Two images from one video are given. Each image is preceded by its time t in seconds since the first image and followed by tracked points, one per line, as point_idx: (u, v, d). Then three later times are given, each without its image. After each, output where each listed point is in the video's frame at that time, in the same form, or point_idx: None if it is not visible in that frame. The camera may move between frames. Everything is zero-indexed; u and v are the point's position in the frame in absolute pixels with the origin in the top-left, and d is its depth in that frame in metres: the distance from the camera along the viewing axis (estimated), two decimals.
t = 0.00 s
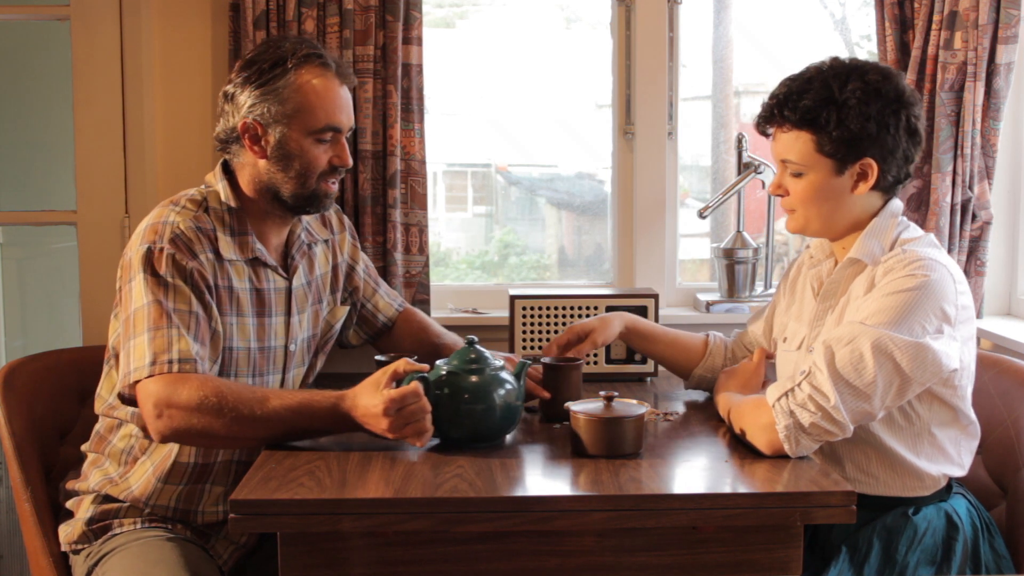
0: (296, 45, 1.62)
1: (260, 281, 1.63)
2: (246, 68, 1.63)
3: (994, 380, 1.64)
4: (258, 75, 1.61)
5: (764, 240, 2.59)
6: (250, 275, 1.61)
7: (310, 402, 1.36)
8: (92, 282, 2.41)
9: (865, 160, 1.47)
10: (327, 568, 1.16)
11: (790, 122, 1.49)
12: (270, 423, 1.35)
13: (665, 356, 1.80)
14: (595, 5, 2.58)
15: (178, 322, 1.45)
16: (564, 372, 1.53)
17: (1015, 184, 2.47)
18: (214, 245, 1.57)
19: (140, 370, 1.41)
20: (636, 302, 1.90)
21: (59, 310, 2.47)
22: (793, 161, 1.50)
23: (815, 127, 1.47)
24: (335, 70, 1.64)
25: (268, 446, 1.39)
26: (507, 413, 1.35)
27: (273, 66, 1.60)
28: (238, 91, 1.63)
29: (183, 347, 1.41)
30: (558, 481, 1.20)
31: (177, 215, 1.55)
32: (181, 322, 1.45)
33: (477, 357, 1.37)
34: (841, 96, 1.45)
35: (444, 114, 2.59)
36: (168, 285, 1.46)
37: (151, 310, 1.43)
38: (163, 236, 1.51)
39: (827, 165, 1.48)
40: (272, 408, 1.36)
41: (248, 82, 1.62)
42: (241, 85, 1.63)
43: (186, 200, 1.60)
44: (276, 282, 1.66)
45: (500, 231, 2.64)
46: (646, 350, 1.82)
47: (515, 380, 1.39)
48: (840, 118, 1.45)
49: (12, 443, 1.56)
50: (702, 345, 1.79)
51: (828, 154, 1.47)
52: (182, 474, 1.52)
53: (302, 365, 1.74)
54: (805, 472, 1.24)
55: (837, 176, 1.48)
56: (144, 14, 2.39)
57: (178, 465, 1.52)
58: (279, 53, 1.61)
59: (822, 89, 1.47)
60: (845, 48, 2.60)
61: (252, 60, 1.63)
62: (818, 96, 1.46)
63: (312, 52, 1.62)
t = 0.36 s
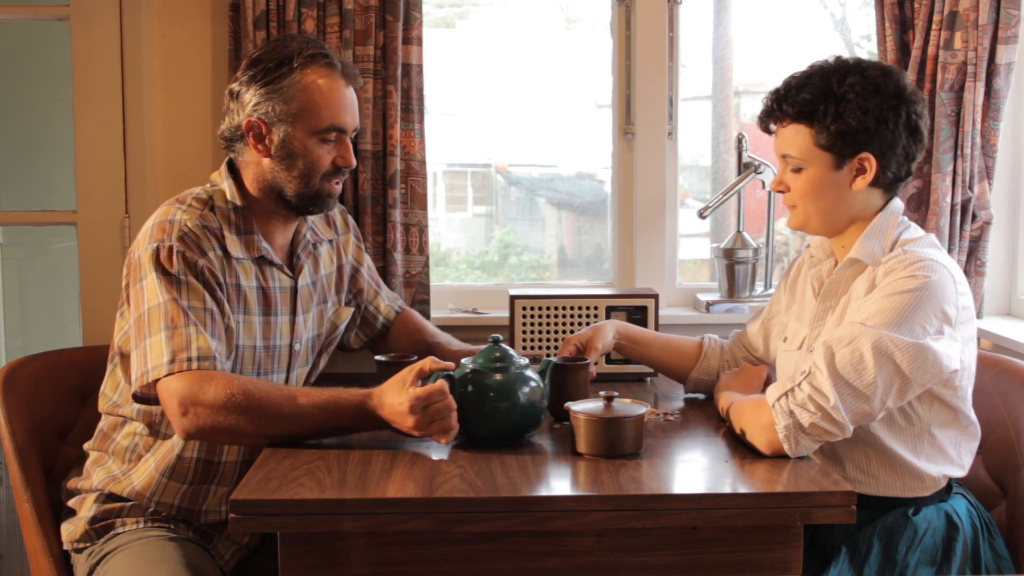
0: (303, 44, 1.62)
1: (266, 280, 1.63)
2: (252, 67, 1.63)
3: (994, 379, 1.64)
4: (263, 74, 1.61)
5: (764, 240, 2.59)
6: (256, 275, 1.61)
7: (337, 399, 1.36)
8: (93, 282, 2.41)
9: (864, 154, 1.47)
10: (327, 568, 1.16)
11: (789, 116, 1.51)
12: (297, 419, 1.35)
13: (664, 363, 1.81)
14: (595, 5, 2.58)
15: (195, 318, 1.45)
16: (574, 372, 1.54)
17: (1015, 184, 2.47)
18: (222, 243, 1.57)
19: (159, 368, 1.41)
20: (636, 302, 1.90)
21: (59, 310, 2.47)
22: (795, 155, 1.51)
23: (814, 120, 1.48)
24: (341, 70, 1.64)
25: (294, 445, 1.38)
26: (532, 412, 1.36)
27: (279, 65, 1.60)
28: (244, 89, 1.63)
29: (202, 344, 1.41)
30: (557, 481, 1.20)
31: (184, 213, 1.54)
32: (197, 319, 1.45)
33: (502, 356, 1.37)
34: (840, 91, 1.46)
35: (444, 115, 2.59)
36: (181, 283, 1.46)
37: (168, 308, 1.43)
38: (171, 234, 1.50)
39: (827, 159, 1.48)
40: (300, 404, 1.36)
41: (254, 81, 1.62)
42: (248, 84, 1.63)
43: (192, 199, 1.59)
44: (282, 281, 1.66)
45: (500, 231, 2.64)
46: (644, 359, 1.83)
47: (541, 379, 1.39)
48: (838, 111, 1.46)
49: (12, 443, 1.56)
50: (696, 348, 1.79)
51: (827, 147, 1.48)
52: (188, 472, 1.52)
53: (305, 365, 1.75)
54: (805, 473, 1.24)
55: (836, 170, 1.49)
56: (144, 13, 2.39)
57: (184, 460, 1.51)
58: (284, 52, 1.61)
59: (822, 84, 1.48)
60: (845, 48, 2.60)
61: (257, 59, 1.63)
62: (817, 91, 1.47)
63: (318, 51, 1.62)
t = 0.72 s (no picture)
0: (284, 41, 1.63)
1: (252, 276, 1.62)
2: (235, 64, 1.63)
3: (994, 379, 1.64)
4: (246, 70, 1.61)
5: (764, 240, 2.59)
6: (241, 271, 1.60)
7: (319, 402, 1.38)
8: (92, 282, 2.41)
9: (863, 151, 1.47)
10: (327, 568, 1.16)
11: (790, 111, 1.52)
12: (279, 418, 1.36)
13: (664, 366, 1.82)
14: (595, 5, 2.58)
15: (178, 317, 1.44)
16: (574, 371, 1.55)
17: (1015, 184, 2.47)
18: (205, 241, 1.56)
19: (142, 366, 1.40)
20: (636, 302, 1.90)
21: (59, 309, 2.47)
22: (794, 151, 1.52)
23: (814, 114, 1.49)
24: (322, 66, 1.65)
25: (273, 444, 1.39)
26: (539, 412, 1.35)
27: (261, 61, 1.61)
28: (226, 86, 1.63)
29: (185, 343, 1.41)
30: (557, 481, 1.20)
31: (167, 212, 1.54)
32: (181, 318, 1.44)
33: (508, 356, 1.37)
34: (841, 88, 1.47)
35: (444, 115, 2.59)
36: (163, 282, 1.45)
37: (151, 307, 1.42)
38: (153, 233, 1.49)
39: (827, 155, 1.49)
40: (282, 404, 1.37)
41: (236, 77, 1.62)
42: (229, 80, 1.63)
43: (175, 198, 1.58)
44: (268, 277, 1.65)
45: (500, 231, 2.64)
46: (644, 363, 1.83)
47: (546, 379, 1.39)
48: (838, 107, 1.46)
49: (12, 443, 1.56)
50: (694, 351, 1.80)
51: (827, 143, 1.48)
52: (181, 472, 1.52)
53: (297, 360, 1.74)
54: (804, 472, 1.24)
55: (835, 166, 1.49)
56: (144, 13, 2.39)
57: (177, 459, 1.51)
58: (267, 49, 1.61)
59: (823, 80, 1.49)
60: (845, 48, 2.60)
61: (240, 56, 1.63)
62: (817, 88, 1.48)
63: (300, 47, 1.62)
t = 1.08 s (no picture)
0: (313, 52, 1.63)
1: (265, 279, 1.61)
2: (263, 71, 1.64)
3: (994, 379, 1.64)
4: (275, 78, 1.61)
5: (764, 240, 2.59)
6: (253, 276, 1.60)
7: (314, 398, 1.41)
8: (92, 282, 2.41)
9: (860, 151, 1.47)
10: (327, 568, 1.16)
11: (789, 111, 1.51)
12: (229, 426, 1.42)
13: (665, 367, 1.82)
14: (595, 5, 2.58)
15: (157, 329, 1.45)
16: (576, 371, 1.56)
17: (1015, 184, 2.47)
18: (216, 246, 1.54)
19: (105, 365, 1.42)
20: (636, 302, 1.90)
21: (60, 309, 2.47)
22: (791, 150, 1.52)
23: (811, 114, 1.49)
24: (349, 77, 1.65)
25: (222, 448, 1.47)
26: (539, 413, 1.36)
27: (289, 70, 1.61)
28: (254, 91, 1.63)
29: (153, 356, 1.43)
30: (557, 481, 1.20)
31: (180, 215, 1.53)
32: (159, 331, 1.45)
33: (507, 355, 1.37)
34: (839, 88, 1.47)
35: (444, 115, 2.59)
36: (157, 290, 1.46)
37: (129, 311, 1.43)
38: (164, 236, 1.49)
39: (823, 154, 1.49)
40: (233, 410, 1.43)
41: (263, 84, 1.62)
42: (257, 86, 1.63)
43: (193, 199, 1.58)
44: (281, 279, 1.64)
45: (500, 231, 2.64)
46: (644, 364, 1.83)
47: (546, 378, 1.39)
48: (837, 106, 1.46)
49: (12, 443, 1.56)
50: (694, 351, 1.81)
51: (824, 142, 1.48)
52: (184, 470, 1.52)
53: (308, 364, 1.74)
54: (804, 472, 1.24)
55: (831, 165, 1.49)
56: (144, 12, 2.39)
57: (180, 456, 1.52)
58: (296, 58, 1.62)
59: (821, 80, 1.49)
60: (845, 48, 2.60)
61: (269, 63, 1.64)
62: (816, 87, 1.48)
63: (329, 58, 1.63)
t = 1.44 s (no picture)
0: (307, 56, 1.61)
1: (272, 288, 1.61)
2: (257, 78, 1.62)
3: (994, 379, 1.64)
4: (269, 85, 1.60)
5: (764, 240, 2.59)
6: (263, 285, 1.59)
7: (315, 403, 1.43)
8: (92, 282, 2.41)
9: (857, 149, 1.47)
10: (328, 568, 1.16)
11: (789, 109, 1.52)
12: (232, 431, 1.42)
13: (661, 369, 1.81)
14: (595, 5, 2.58)
15: (171, 352, 1.44)
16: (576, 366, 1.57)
17: (1015, 184, 2.47)
18: (227, 260, 1.53)
19: (126, 393, 1.41)
20: (636, 302, 1.90)
21: (60, 310, 2.47)
22: (790, 148, 1.52)
23: (810, 112, 1.49)
24: (344, 82, 1.63)
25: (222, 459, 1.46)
26: (539, 413, 1.35)
27: (283, 78, 1.59)
28: (248, 100, 1.62)
29: (171, 379, 1.43)
30: (557, 481, 1.20)
31: (188, 230, 1.50)
32: (173, 354, 1.44)
33: (507, 355, 1.37)
34: (838, 86, 1.48)
35: (444, 115, 2.59)
36: (171, 312, 1.44)
37: (146, 337, 1.41)
38: (174, 255, 1.46)
39: (822, 152, 1.49)
40: (235, 416, 1.43)
41: (258, 93, 1.61)
42: (251, 95, 1.62)
43: (198, 209, 1.55)
44: (289, 285, 1.64)
45: (500, 231, 2.64)
46: (640, 365, 1.82)
47: (546, 378, 1.39)
48: (835, 105, 1.47)
49: (12, 443, 1.56)
50: (690, 352, 1.81)
51: (822, 140, 1.48)
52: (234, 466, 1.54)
53: (316, 363, 1.76)
54: (804, 472, 1.24)
55: (829, 164, 1.49)
56: (144, 12, 2.39)
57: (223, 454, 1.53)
58: (289, 64, 1.59)
59: (821, 79, 1.49)
60: (845, 48, 2.60)
61: (263, 70, 1.62)
62: (815, 85, 1.49)
63: (322, 64, 1.61)
